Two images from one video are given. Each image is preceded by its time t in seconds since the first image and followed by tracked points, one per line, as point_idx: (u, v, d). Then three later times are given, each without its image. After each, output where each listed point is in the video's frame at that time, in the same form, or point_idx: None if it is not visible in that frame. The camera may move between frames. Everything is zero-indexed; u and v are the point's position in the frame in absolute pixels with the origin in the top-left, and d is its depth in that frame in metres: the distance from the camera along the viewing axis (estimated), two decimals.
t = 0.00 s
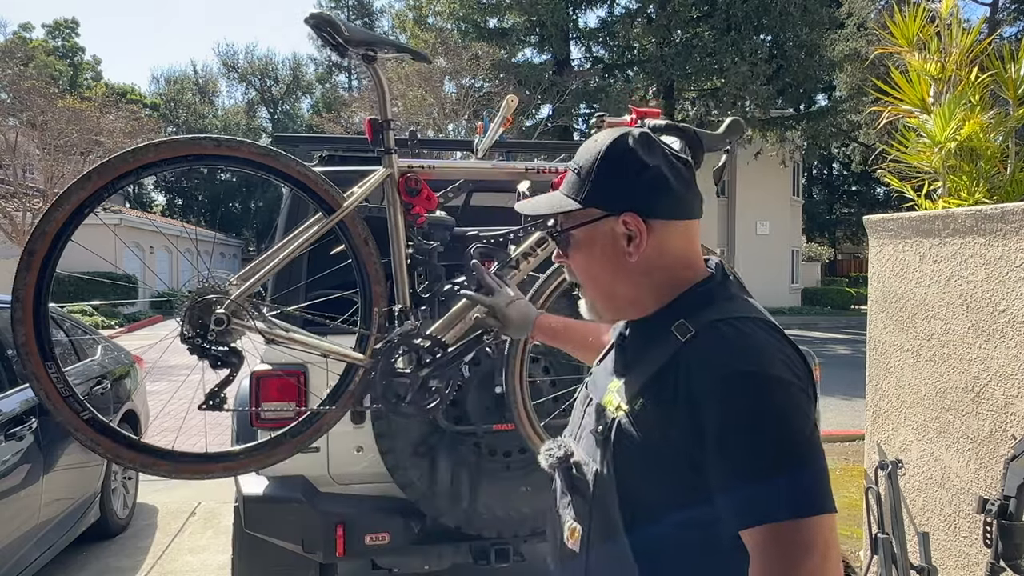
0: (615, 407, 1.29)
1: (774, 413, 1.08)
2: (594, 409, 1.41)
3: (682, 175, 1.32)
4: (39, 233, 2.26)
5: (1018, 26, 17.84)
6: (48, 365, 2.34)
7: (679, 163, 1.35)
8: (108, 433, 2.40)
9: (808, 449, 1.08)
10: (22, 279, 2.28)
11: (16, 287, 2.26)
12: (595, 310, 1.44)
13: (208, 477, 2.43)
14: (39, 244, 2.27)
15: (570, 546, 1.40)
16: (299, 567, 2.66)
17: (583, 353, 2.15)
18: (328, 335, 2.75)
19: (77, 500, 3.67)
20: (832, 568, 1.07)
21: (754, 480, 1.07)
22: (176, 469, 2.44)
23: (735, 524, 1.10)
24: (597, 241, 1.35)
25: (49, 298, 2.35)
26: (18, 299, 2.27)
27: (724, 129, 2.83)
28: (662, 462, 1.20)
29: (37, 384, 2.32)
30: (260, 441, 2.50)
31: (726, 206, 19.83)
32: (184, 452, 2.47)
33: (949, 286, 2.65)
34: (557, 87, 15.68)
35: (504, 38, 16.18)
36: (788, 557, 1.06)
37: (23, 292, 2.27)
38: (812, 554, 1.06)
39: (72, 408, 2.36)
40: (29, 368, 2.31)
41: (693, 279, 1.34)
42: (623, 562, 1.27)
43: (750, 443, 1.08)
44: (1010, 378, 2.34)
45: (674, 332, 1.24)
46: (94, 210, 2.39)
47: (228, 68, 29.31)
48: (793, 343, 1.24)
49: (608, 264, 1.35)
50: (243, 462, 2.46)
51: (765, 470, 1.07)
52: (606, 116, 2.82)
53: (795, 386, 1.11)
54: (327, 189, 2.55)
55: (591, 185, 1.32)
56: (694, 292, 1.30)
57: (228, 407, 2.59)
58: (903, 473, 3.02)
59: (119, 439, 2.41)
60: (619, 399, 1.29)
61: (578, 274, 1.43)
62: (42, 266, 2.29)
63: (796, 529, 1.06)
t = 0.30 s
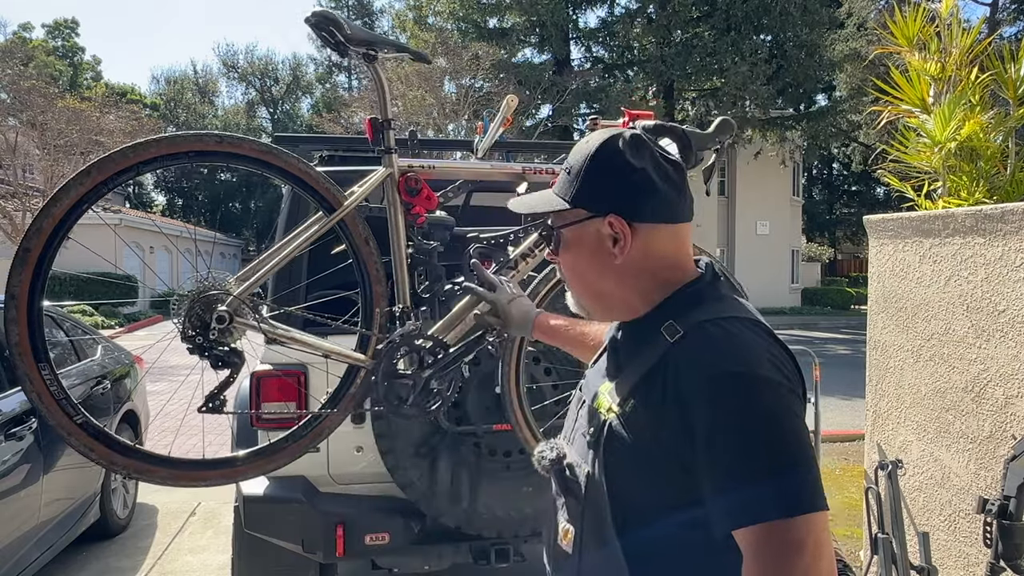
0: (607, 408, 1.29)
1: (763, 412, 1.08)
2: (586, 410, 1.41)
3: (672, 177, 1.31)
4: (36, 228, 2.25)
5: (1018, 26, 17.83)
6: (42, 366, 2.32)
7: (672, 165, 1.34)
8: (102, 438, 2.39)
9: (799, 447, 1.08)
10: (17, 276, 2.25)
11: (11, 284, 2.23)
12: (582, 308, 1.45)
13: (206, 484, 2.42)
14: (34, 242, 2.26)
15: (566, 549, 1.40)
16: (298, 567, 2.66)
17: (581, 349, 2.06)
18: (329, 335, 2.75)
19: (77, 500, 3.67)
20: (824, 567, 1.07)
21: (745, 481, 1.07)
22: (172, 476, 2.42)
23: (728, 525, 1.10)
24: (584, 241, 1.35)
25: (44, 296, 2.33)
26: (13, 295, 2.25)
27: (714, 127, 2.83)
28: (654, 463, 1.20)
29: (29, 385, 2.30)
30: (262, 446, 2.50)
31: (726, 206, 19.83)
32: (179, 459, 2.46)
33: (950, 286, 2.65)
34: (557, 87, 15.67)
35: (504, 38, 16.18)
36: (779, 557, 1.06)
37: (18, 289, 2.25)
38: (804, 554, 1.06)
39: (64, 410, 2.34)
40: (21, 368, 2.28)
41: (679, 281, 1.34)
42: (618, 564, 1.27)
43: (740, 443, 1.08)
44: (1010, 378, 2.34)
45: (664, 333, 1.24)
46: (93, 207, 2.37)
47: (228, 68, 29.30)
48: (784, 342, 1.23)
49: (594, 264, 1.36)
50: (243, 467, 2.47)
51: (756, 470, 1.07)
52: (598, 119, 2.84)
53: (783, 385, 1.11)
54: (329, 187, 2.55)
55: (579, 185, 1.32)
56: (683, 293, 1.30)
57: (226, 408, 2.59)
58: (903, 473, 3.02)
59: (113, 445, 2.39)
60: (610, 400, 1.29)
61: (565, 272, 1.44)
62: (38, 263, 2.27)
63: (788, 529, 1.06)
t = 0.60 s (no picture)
0: (606, 407, 1.29)
1: (762, 414, 1.08)
2: (586, 410, 1.41)
3: (678, 177, 1.31)
4: (36, 226, 2.24)
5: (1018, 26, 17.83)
6: (39, 367, 2.32)
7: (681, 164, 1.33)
8: (100, 443, 2.39)
9: (799, 450, 1.08)
10: (16, 274, 2.24)
11: (9, 283, 2.22)
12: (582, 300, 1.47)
13: (206, 491, 2.42)
14: (34, 240, 2.26)
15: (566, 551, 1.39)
16: (298, 567, 2.66)
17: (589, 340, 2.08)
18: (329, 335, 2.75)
19: (77, 499, 3.67)
20: (825, 569, 1.07)
21: (744, 484, 1.07)
22: (171, 482, 2.42)
23: (728, 526, 1.10)
24: (584, 234, 1.37)
25: (42, 296, 2.33)
26: (10, 294, 2.25)
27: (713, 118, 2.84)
28: (653, 464, 1.20)
29: (27, 387, 2.30)
30: (264, 452, 2.51)
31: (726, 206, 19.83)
32: (179, 465, 2.45)
33: (949, 286, 2.65)
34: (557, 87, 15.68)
35: (504, 38, 16.17)
36: (781, 558, 1.06)
37: (17, 288, 2.24)
38: (805, 556, 1.06)
39: (63, 413, 2.34)
40: (19, 370, 2.28)
41: (674, 281, 1.34)
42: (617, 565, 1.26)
43: (740, 445, 1.08)
44: (1010, 378, 2.34)
45: (664, 334, 1.24)
46: (92, 206, 2.37)
47: (228, 68, 29.30)
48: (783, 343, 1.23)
49: (591, 259, 1.37)
50: (245, 474, 2.46)
51: (755, 472, 1.07)
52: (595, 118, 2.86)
53: (784, 388, 1.11)
54: (330, 187, 2.55)
55: (583, 179, 1.33)
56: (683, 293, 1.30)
57: (228, 410, 2.59)
58: (903, 473, 3.01)
59: (113, 450, 2.39)
60: (610, 400, 1.29)
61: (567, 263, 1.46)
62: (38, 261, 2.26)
63: (789, 532, 1.06)
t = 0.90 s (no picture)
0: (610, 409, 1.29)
1: (766, 414, 1.08)
2: (589, 411, 1.41)
3: (686, 177, 1.32)
4: (36, 228, 2.25)
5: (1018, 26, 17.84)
6: (40, 368, 2.32)
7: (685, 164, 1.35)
8: (101, 444, 2.39)
9: (803, 450, 1.08)
10: (16, 276, 2.24)
11: (10, 284, 2.23)
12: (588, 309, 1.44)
13: (207, 491, 2.42)
14: (34, 242, 2.25)
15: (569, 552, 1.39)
16: (298, 567, 2.66)
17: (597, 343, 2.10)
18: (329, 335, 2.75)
19: (77, 499, 3.67)
20: (829, 571, 1.06)
21: (748, 483, 1.07)
22: (171, 482, 2.42)
23: (732, 527, 1.10)
24: (595, 239, 1.34)
25: (42, 297, 2.33)
26: (11, 295, 2.25)
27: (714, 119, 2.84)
28: (656, 464, 1.20)
29: (28, 389, 2.30)
30: (264, 452, 2.51)
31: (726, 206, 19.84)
32: (179, 465, 2.45)
33: (949, 286, 2.65)
34: (557, 87, 15.67)
35: (504, 38, 16.17)
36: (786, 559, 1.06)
37: (17, 290, 2.24)
38: (809, 558, 1.05)
39: (64, 415, 2.34)
40: (20, 371, 2.28)
41: (687, 282, 1.34)
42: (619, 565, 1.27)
43: (745, 445, 1.08)
44: (1011, 378, 2.34)
45: (667, 335, 1.24)
46: (93, 207, 2.37)
47: (228, 68, 29.29)
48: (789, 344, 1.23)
49: (603, 263, 1.34)
50: (246, 474, 2.46)
51: (759, 471, 1.07)
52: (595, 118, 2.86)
53: (787, 388, 1.11)
54: (330, 188, 2.55)
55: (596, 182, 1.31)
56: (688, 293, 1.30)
57: (228, 411, 2.59)
58: (903, 473, 3.02)
59: (113, 451, 2.39)
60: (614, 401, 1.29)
61: (573, 271, 1.42)
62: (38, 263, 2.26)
63: (792, 532, 1.06)
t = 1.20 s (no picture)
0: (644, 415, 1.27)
1: (801, 415, 1.14)
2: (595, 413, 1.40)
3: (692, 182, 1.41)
4: (36, 227, 2.25)
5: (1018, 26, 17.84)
6: (41, 367, 2.32)
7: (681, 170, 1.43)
8: (101, 442, 2.39)
9: (834, 452, 1.15)
10: (17, 275, 2.24)
11: (10, 284, 2.23)
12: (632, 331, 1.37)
13: (206, 488, 2.43)
14: (34, 241, 2.25)
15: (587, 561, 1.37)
16: (298, 567, 2.66)
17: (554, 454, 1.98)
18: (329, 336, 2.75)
19: (77, 500, 3.67)
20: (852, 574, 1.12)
21: (781, 480, 1.12)
22: (171, 480, 2.43)
23: (771, 528, 1.13)
24: (659, 252, 1.31)
25: (43, 296, 2.33)
26: (12, 295, 2.25)
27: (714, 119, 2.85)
28: (688, 468, 1.20)
29: (28, 387, 2.30)
30: (264, 450, 2.51)
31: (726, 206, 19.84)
32: (179, 463, 2.45)
33: (950, 286, 2.65)
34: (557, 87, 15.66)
35: (504, 38, 16.17)
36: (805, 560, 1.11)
37: (17, 289, 2.24)
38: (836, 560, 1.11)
39: (64, 413, 2.33)
40: (20, 370, 2.28)
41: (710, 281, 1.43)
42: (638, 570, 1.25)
43: (789, 445, 1.13)
44: (1011, 378, 2.34)
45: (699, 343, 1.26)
46: (93, 206, 2.37)
47: (228, 68, 29.29)
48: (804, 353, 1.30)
49: (668, 274, 1.32)
50: (245, 472, 2.46)
51: (802, 471, 1.12)
52: (595, 118, 2.85)
53: (819, 394, 1.17)
54: (330, 188, 2.55)
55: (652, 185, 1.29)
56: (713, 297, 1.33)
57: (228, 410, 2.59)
58: (903, 473, 3.02)
59: (113, 449, 2.39)
60: (648, 406, 1.27)
61: (622, 291, 1.35)
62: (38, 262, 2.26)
63: (816, 540, 1.11)
